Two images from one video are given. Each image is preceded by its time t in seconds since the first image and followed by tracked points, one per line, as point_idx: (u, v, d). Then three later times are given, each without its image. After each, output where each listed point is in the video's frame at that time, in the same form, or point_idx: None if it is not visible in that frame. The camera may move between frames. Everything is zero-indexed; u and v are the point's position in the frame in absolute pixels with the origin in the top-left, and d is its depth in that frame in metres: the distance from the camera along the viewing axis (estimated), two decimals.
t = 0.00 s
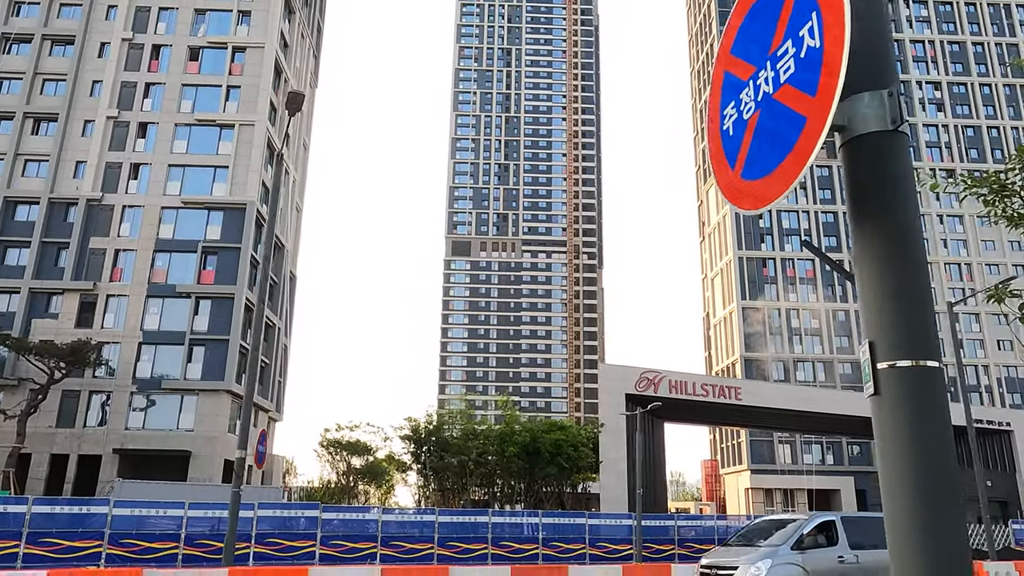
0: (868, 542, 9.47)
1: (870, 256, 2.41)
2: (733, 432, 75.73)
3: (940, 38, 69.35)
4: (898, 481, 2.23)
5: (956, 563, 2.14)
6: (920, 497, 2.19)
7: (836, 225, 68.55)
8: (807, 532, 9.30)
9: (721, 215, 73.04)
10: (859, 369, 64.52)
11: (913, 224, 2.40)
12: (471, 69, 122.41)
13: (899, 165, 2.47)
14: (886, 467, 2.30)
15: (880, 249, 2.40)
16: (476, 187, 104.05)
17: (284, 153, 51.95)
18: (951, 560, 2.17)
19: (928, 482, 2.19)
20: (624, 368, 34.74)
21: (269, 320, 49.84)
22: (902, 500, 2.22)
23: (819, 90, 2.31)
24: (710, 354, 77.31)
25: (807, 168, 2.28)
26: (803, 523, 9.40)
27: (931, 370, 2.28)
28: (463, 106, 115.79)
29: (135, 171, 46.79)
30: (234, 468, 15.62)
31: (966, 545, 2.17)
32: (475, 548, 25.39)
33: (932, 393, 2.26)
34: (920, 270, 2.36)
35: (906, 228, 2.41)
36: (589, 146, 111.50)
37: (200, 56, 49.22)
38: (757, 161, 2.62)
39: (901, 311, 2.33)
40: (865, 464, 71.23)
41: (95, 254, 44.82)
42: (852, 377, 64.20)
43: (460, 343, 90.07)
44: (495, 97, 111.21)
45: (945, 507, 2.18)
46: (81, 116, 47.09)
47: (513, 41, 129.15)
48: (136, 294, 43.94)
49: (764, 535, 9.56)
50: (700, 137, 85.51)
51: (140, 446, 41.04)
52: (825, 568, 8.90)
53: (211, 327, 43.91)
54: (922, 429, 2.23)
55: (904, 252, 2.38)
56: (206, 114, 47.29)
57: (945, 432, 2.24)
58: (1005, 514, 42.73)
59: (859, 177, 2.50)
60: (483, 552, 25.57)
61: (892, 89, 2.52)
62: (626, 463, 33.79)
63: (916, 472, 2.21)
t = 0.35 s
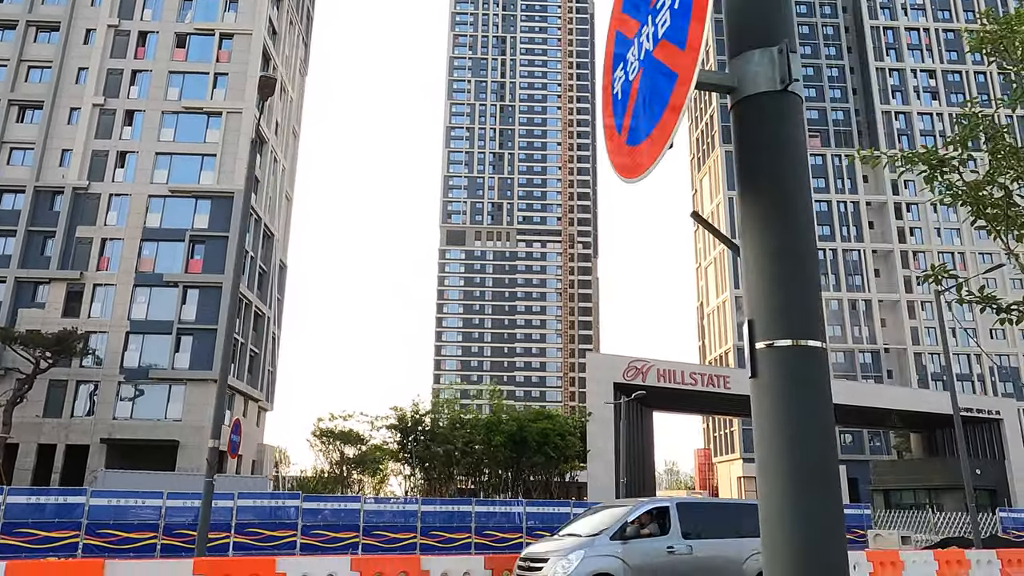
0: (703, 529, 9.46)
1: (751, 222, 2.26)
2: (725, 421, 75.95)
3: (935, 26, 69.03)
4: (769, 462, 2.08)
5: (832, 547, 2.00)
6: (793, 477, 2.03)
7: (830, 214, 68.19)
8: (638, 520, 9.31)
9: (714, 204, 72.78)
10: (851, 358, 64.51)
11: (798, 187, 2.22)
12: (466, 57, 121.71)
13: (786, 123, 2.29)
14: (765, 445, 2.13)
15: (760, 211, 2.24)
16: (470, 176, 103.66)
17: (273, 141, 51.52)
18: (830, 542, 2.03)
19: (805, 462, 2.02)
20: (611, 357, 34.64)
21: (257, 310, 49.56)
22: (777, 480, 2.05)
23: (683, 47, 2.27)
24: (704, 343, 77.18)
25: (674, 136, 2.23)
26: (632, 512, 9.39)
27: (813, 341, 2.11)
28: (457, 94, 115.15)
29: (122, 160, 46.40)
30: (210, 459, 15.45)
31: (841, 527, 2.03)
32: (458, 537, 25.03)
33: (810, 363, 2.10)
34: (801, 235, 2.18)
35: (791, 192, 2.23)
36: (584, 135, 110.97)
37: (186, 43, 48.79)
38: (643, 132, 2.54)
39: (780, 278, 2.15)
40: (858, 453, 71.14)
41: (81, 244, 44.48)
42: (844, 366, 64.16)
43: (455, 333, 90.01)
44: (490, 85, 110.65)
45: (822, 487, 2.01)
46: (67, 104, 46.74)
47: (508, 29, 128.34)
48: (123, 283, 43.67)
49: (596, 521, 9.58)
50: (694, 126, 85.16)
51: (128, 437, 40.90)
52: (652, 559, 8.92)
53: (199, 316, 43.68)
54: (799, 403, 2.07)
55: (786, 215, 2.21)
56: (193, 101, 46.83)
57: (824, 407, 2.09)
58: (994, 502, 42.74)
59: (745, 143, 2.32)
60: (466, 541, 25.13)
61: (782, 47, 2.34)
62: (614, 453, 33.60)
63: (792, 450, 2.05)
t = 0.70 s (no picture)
0: (490, 519, 10.01)
1: (619, 193, 2.39)
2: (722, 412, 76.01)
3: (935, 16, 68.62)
4: (625, 424, 2.24)
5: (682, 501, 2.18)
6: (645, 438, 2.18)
7: (827, 204, 68.09)
8: (422, 513, 9.78)
9: (712, 194, 72.48)
10: (849, 348, 64.34)
11: (662, 165, 2.35)
12: (464, 49, 121.25)
13: (659, 101, 2.42)
14: (623, 409, 2.28)
15: (625, 176, 2.36)
16: (469, 167, 103.36)
17: (266, 132, 51.24)
18: (680, 498, 2.20)
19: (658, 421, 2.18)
20: (604, 348, 34.49)
21: (252, 301, 49.43)
22: (632, 441, 2.20)
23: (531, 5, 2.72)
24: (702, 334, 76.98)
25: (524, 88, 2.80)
26: (414, 504, 9.80)
27: (673, 307, 2.25)
28: (456, 85, 114.76)
29: (114, 150, 46.16)
30: (188, 448, 15.31)
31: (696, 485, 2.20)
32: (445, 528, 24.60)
33: (672, 327, 2.24)
34: (662, 209, 2.32)
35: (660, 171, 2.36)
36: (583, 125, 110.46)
37: (178, 32, 48.45)
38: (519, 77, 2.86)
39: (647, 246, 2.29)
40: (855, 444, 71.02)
41: (73, 235, 44.29)
42: (842, 357, 64.04)
43: (454, 325, 89.84)
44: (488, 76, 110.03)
45: (677, 446, 2.18)
46: (58, 94, 46.47)
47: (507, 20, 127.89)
48: (116, 275, 43.49)
49: (378, 510, 9.94)
50: (693, 117, 84.79)
51: (120, 428, 40.80)
52: (433, 555, 9.39)
53: (192, 307, 43.51)
54: (656, 364, 2.22)
55: (649, 185, 2.34)
56: (185, 92, 46.53)
57: (682, 369, 2.24)
58: (988, 492, 42.74)
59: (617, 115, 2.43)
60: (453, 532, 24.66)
61: None
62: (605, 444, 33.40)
63: (648, 412, 2.19)
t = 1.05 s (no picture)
0: (227, 509, 9.41)
1: (496, 114, 2.59)
2: (724, 406, 75.83)
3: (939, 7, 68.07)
4: (487, 408, 2.39)
5: (538, 482, 2.34)
6: (503, 419, 2.35)
7: (830, 197, 67.65)
8: (146, 502, 9.21)
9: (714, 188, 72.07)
10: (851, 342, 64.14)
11: (538, 165, 2.51)
12: (466, 42, 120.72)
13: (539, 104, 2.58)
14: (484, 335, 2.46)
15: (503, 170, 2.51)
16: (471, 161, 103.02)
17: (264, 125, 51.04)
18: (539, 387, 2.40)
19: (517, 404, 2.35)
20: (601, 341, 34.26)
21: (250, 295, 49.34)
22: (491, 423, 2.36)
23: None
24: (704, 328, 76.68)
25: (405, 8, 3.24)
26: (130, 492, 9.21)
27: (538, 300, 2.42)
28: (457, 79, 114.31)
29: (111, 144, 46.03)
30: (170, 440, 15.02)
31: (549, 469, 2.36)
32: (438, 521, 24.08)
33: (537, 318, 2.41)
34: (534, 208, 2.48)
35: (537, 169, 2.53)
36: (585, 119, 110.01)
37: (175, 26, 48.16)
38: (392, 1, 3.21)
39: (520, 239, 2.45)
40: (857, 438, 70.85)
41: (70, 229, 44.21)
42: (844, 350, 63.85)
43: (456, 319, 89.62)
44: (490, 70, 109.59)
45: (534, 428, 2.34)
46: (54, 87, 46.32)
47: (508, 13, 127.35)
48: (113, 268, 43.42)
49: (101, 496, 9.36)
50: (695, 109, 84.24)
51: (118, 422, 40.76)
52: (146, 553, 8.79)
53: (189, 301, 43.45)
54: (520, 352, 2.39)
55: (522, 183, 2.50)
56: (182, 85, 46.28)
57: (546, 360, 2.41)
58: (990, 486, 42.56)
59: (496, 114, 2.59)
60: (446, 525, 24.11)
61: None
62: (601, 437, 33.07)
63: (508, 395, 2.35)
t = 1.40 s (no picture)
0: None
1: (321, 66, 2.30)
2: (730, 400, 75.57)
3: None
4: (289, 391, 2.12)
5: (346, 484, 2.07)
6: (308, 411, 2.08)
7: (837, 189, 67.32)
8: None
9: (719, 180, 71.66)
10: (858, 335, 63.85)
11: (363, 118, 2.25)
12: (472, 36, 120.34)
13: (377, 53, 2.33)
14: (294, 312, 2.18)
15: (322, 128, 2.24)
16: (477, 155, 102.76)
17: (265, 120, 51.04)
18: (354, 371, 2.13)
19: (325, 392, 2.09)
20: (601, 334, 34.05)
21: (253, 290, 49.45)
22: (292, 415, 2.09)
23: None
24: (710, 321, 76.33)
25: None
26: None
27: (354, 276, 2.16)
28: (463, 73, 113.98)
29: (112, 140, 46.06)
30: (159, 435, 14.96)
31: (363, 468, 2.11)
32: (434, 517, 23.95)
33: (352, 294, 2.15)
34: (358, 172, 2.22)
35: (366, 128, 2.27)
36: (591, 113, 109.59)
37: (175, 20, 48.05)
38: None
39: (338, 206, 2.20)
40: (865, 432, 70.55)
41: (73, 225, 44.29)
42: (850, 343, 63.54)
43: (463, 314, 89.55)
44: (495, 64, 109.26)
45: (344, 421, 2.08)
46: (56, 83, 46.39)
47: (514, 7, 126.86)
48: (115, 264, 43.48)
49: None
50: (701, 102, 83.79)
51: (120, 417, 40.85)
52: None
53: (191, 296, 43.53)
54: (330, 328, 2.12)
55: (346, 144, 2.24)
56: (183, 80, 46.28)
57: (361, 334, 2.16)
58: (996, 480, 42.33)
59: (319, 59, 2.32)
60: (443, 520, 24.10)
61: None
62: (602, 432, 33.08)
63: (312, 375, 2.09)
